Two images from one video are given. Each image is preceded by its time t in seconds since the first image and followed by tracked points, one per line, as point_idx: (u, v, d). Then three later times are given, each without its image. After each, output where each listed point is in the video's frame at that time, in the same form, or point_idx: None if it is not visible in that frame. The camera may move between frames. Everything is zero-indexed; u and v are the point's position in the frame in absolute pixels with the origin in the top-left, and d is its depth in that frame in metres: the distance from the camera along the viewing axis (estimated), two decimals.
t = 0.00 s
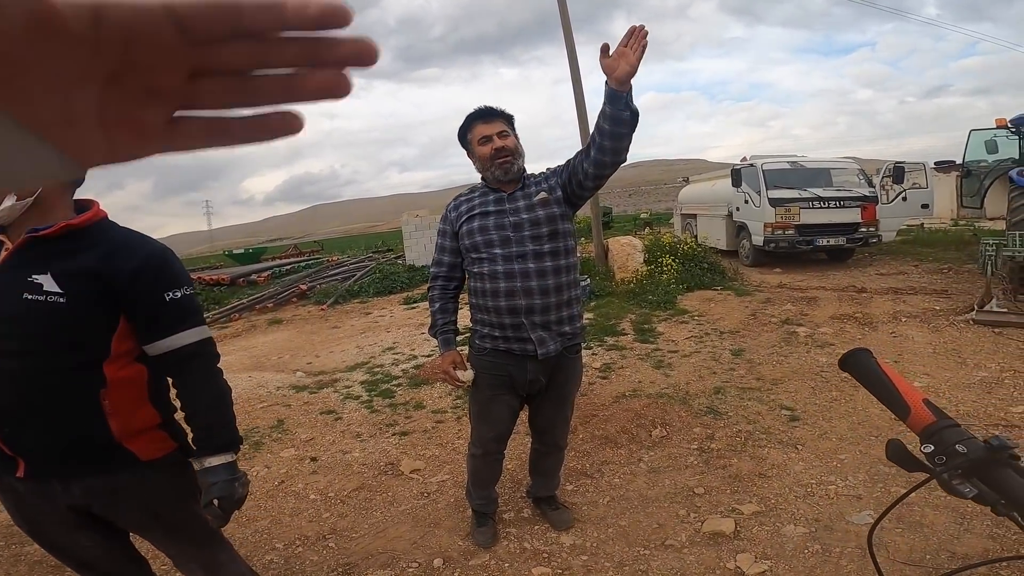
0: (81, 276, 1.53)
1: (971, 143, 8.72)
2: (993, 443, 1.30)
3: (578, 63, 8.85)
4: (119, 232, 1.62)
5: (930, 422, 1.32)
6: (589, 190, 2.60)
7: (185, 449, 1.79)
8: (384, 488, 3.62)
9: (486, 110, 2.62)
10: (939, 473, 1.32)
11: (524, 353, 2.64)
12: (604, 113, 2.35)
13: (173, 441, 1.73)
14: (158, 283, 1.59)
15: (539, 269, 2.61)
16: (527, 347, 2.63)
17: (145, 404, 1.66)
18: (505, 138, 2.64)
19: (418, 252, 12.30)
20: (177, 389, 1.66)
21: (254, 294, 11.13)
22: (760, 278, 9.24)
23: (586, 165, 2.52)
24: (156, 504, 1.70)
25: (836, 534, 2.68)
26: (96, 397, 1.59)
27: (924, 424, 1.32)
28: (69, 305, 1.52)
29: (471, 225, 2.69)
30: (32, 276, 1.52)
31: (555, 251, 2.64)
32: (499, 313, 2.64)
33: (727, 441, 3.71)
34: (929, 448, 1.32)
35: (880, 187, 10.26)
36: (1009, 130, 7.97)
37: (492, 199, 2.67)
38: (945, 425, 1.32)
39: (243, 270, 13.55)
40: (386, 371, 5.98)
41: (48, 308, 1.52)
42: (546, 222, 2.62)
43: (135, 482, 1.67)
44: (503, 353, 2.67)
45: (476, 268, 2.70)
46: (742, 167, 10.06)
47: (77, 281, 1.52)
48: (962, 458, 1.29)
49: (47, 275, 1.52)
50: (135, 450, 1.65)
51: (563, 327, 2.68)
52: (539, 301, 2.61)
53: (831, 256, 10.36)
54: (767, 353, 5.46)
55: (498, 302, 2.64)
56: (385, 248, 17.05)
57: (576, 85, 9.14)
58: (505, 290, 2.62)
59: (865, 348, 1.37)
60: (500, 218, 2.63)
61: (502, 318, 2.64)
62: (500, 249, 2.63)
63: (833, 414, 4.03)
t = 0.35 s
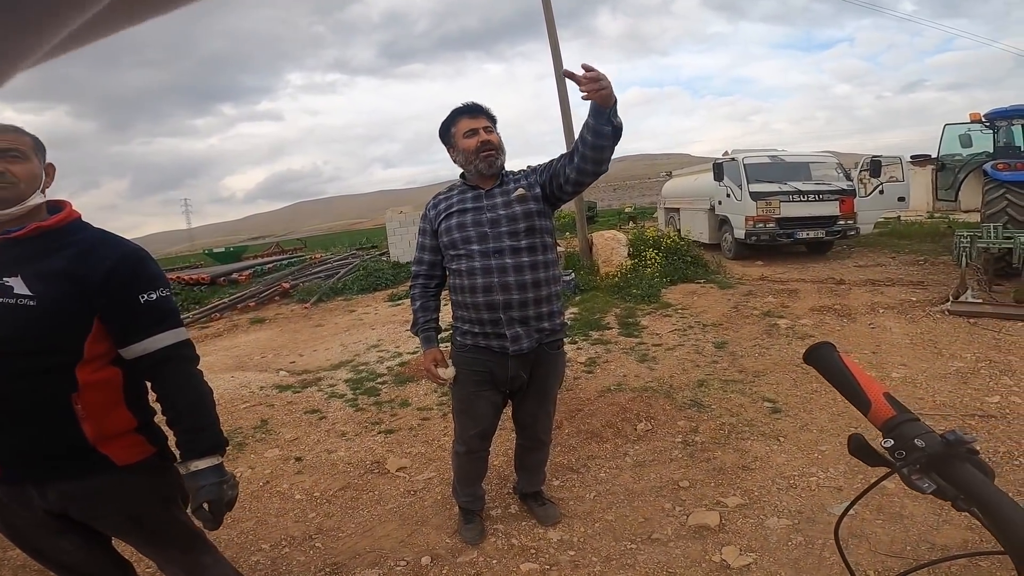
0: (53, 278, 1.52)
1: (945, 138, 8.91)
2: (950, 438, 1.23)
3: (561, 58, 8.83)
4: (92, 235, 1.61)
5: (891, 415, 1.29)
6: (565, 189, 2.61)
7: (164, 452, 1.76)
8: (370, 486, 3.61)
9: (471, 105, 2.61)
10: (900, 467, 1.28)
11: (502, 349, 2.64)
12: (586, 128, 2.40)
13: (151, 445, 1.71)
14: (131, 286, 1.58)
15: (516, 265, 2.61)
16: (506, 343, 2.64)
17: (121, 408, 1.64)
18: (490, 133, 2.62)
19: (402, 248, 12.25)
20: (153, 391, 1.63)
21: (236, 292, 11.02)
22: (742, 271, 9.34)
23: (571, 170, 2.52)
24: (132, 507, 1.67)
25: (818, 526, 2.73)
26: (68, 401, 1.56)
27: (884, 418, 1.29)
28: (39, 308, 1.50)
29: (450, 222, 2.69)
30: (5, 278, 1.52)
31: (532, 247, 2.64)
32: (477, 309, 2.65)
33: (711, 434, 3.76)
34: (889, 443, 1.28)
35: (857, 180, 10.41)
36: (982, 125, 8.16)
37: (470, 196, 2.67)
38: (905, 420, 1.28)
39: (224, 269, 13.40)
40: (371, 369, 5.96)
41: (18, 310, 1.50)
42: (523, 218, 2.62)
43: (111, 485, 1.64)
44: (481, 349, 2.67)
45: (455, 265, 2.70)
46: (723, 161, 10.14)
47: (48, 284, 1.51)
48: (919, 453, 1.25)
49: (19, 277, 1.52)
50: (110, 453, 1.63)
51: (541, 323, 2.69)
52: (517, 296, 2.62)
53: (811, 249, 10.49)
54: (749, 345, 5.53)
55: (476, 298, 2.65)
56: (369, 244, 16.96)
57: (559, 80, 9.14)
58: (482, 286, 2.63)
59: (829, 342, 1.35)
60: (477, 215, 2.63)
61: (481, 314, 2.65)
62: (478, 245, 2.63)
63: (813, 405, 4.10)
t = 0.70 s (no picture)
0: (69, 275, 1.51)
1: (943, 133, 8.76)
2: (967, 431, 1.25)
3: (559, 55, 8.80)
4: (100, 232, 1.62)
5: (907, 410, 1.30)
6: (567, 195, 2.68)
7: (171, 449, 1.77)
8: (371, 485, 3.61)
9: (492, 103, 2.61)
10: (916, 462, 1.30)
11: (508, 345, 2.64)
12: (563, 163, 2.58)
13: (159, 440, 1.72)
14: (145, 282, 1.59)
15: (525, 260, 2.63)
16: (512, 339, 2.64)
17: (131, 403, 1.65)
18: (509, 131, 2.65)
19: (400, 246, 12.23)
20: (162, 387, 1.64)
21: (234, 291, 11.00)
22: (740, 268, 9.36)
23: (563, 196, 2.60)
24: (143, 504, 1.67)
25: (819, 522, 2.74)
26: (81, 399, 1.56)
27: (899, 411, 1.30)
28: (56, 304, 1.50)
29: (458, 216, 2.68)
30: (20, 275, 1.50)
31: (540, 243, 2.67)
32: (484, 303, 2.64)
33: (710, 430, 3.77)
34: (904, 437, 1.30)
35: (854, 177, 10.44)
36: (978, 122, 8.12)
37: (479, 192, 2.68)
38: (921, 414, 1.30)
39: (221, 267, 13.37)
40: (370, 367, 5.96)
41: (34, 307, 1.49)
42: (534, 215, 2.66)
43: (122, 482, 1.64)
44: (487, 344, 2.66)
45: (461, 259, 2.69)
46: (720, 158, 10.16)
47: (64, 281, 1.51)
48: (936, 447, 1.26)
49: (36, 274, 1.51)
50: (122, 450, 1.63)
51: (546, 318, 2.70)
52: (525, 291, 2.64)
53: (808, 245, 10.52)
54: (747, 342, 5.55)
55: (483, 292, 2.64)
56: (366, 242, 16.94)
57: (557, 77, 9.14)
58: (491, 279, 2.62)
59: (839, 337, 1.35)
60: (487, 209, 2.64)
61: (487, 308, 2.64)
62: (488, 239, 2.63)
63: (812, 401, 4.12)
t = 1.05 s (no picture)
0: (95, 270, 1.53)
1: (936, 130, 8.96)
2: (961, 424, 1.27)
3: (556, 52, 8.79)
4: (113, 230, 1.64)
5: (903, 404, 1.33)
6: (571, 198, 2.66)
7: (186, 441, 1.81)
8: (370, 482, 3.62)
9: (489, 105, 2.61)
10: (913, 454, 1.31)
11: (508, 340, 2.65)
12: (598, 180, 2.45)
13: (177, 431, 1.76)
14: (163, 277, 1.63)
15: (523, 259, 2.64)
16: (512, 334, 2.65)
17: (151, 395, 1.69)
18: (504, 133, 2.64)
19: (396, 243, 12.21)
20: (181, 378, 1.70)
21: (229, 289, 10.97)
22: (735, 264, 9.40)
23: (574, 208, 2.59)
24: (170, 496, 1.71)
25: (816, 517, 2.77)
26: (110, 390, 1.59)
27: (897, 405, 1.34)
28: (85, 298, 1.52)
29: (458, 214, 2.70)
30: (44, 271, 1.51)
31: (539, 243, 2.68)
32: (483, 299, 2.66)
33: (708, 426, 3.80)
34: (902, 430, 1.32)
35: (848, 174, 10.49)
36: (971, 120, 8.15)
37: (479, 190, 2.70)
38: (917, 408, 1.32)
39: (216, 265, 13.33)
40: (368, 364, 5.97)
41: (63, 301, 1.50)
42: (533, 216, 2.65)
43: (153, 473, 1.68)
44: (487, 340, 2.68)
45: (461, 256, 2.71)
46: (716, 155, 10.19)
47: (90, 276, 1.53)
48: (932, 439, 1.28)
49: (62, 269, 1.52)
50: (149, 440, 1.67)
51: (546, 315, 2.71)
52: (523, 288, 2.65)
53: (802, 242, 10.57)
54: (743, 338, 5.58)
55: (481, 289, 2.66)
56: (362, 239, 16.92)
57: (553, 74, 9.14)
58: (489, 277, 2.64)
59: (839, 333, 1.39)
60: (487, 208, 2.66)
61: (486, 305, 2.65)
62: (486, 237, 2.65)
63: (808, 397, 4.15)
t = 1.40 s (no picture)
0: (128, 271, 1.62)
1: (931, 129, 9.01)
2: (951, 420, 1.27)
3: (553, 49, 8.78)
4: (132, 235, 1.72)
5: (893, 401, 1.33)
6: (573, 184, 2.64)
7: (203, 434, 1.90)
8: (370, 480, 3.64)
9: (463, 105, 2.64)
10: (902, 450, 1.32)
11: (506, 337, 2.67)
12: (605, 134, 2.40)
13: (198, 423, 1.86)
14: (184, 277, 1.74)
15: (522, 254, 2.65)
16: (509, 331, 2.66)
17: (175, 388, 1.78)
18: (479, 129, 2.62)
19: (393, 242, 12.20)
20: (202, 372, 1.80)
21: (226, 287, 10.96)
22: (732, 262, 9.42)
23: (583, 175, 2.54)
24: (196, 485, 1.80)
25: (813, 514, 2.79)
26: (144, 383, 1.69)
27: (887, 402, 1.34)
28: (120, 297, 1.61)
29: (458, 211, 2.72)
30: (78, 272, 1.58)
31: (537, 239, 2.68)
32: (481, 296, 2.68)
33: (705, 423, 3.83)
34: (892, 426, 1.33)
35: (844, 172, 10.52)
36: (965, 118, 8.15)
37: (479, 187, 2.71)
38: (907, 405, 1.33)
39: (213, 264, 13.30)
40: (366, 363, 5.97)
41: (100, 300, 1.58)
42: (530, 211, 2.66)
43: (180, 463, 1.77)
44: (486, 337, 2.69)
45: (461, 253, 2.73)
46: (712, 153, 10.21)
47: (122, 276, 1.62)
48: (921, 435, 1.29)
49: (95, 270, 1.59)
50: (180, 429, 1.77)
51: (544, 314, 2.72)
52: (520, 285, 2.66)
53: (799, 239, 10.61)
54: (740, 335, 5.60)
55: (480, 285, 2.68)
56: (359, 237, 16.90)
57: (550, 72, 9.14)
58: (488, 273, 2.66)
59: (831, 331, 1.41)
60: (485, 205, 2.67)
61: (485, 302, 2.67)
62: (485, 234, 2.67)
63: (805, 394, 4.18)
